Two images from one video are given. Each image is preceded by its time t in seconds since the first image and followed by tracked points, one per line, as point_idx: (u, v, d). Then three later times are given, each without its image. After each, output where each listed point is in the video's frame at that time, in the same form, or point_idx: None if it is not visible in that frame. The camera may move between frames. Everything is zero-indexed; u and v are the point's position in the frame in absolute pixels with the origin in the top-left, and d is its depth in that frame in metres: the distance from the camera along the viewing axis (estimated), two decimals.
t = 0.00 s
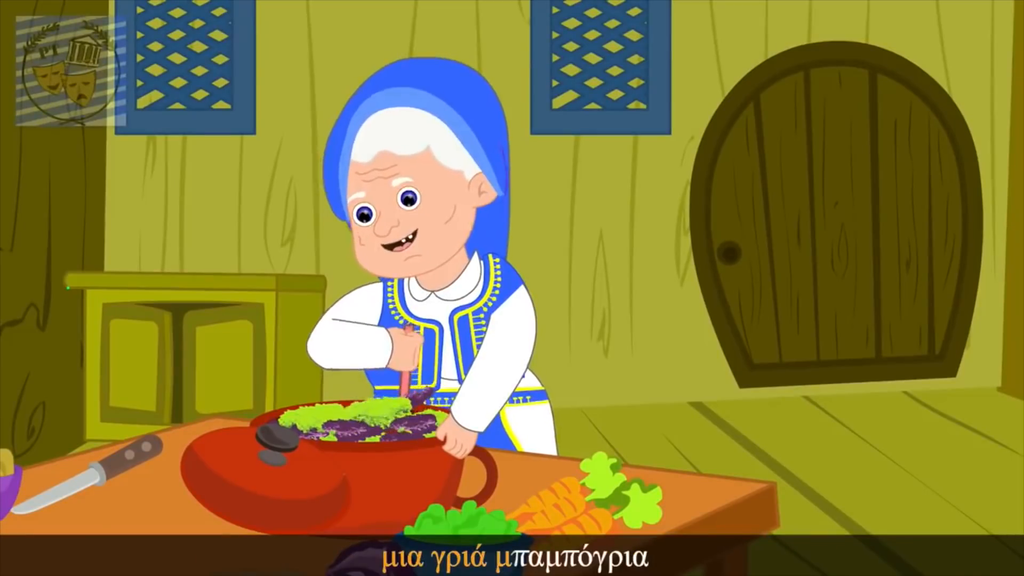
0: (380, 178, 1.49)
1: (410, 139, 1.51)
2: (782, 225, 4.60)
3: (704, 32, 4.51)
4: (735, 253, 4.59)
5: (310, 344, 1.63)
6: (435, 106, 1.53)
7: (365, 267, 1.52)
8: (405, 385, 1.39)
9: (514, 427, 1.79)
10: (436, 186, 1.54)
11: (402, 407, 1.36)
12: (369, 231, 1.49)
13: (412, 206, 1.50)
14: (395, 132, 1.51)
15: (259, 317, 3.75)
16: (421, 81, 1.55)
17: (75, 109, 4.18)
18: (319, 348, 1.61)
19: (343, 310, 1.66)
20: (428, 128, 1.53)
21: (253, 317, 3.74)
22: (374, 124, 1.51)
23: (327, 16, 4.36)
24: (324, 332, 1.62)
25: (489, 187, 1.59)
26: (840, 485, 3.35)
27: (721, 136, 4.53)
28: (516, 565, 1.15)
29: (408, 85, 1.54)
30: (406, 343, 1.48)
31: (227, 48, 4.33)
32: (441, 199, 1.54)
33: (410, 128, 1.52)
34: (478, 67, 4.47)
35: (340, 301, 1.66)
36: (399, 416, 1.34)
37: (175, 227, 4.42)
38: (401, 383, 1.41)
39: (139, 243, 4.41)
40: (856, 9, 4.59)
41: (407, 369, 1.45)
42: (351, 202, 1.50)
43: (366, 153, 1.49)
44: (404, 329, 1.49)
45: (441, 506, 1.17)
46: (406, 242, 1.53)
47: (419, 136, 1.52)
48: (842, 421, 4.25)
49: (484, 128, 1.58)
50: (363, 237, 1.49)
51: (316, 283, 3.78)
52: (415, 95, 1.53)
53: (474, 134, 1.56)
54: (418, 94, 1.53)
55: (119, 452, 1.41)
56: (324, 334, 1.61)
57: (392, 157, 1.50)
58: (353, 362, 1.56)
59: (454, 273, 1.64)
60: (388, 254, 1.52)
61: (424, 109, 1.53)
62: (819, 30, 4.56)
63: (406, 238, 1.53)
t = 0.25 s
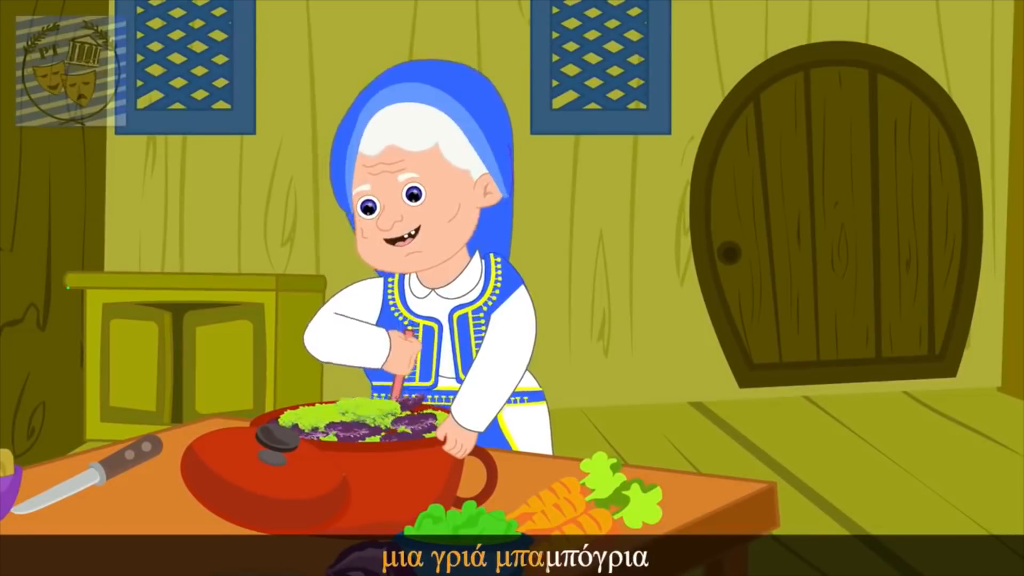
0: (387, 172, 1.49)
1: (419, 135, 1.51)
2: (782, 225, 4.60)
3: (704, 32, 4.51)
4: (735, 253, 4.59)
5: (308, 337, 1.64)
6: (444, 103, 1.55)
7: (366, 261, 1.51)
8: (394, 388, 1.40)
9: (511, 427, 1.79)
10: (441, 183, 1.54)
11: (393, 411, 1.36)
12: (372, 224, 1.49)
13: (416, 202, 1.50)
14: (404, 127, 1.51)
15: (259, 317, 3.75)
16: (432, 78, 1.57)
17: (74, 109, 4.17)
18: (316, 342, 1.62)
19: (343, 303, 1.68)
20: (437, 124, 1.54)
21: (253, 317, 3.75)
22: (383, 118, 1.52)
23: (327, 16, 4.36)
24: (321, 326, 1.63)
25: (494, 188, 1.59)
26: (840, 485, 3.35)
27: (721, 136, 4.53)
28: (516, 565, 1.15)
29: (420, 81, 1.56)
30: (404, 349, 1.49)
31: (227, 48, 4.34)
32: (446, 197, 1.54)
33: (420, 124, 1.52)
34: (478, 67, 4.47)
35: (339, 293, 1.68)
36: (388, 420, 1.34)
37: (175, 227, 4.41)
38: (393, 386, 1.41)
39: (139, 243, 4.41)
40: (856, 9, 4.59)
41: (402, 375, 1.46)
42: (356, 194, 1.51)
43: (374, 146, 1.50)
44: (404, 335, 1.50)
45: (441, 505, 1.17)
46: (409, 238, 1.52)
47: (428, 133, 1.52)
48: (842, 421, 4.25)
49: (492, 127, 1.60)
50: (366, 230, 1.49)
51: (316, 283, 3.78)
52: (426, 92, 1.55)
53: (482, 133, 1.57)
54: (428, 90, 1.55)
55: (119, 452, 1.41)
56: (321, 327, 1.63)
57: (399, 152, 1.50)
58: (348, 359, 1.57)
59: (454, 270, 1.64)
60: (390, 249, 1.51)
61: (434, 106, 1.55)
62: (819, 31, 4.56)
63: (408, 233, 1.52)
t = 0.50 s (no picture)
0: (377, 181, 1.50)
1: (405, 142, 1.51)
2: (782, 224, 4.60)
3: (704, 32, 4.51)
4: (735, 253, 4.59)
5: (313, 347, 1.62)
6: (430, 107, 1.52)
7: (364, 270, 1.52)
8: (403, 396, 1.37)
9: (515, 427, 1.79)
10: (432, 187, 1.54)
11: (401, 419, 1.34)
12: (367, 235, 1.49)
13: (410, 209, 1.50)
14: (390, 134, 1.50)
15: (259, 317, 3.74)
16: (416, 82, 1.53)
17: (74, 109, 4.17)
18: (322, 352, 1.60)
19: (347, 313, 1.66)
20: (423, 129, 1.52)
21: (253, 317, 3.75)
22: (371, 127, 1.50)
23: (327, 16, 4.36)
24: (327, 336, 1.61)
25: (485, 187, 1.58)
26: (840, 485, 3.35)
27: (721, 136, 4.53)
28: (517, 565, 1.15)
29: (404, 87, 1.52)
30: (410, 356, 1.47)
31: (227, 48, 4.34)
32: (438, 200, 1.54)
33: (406, 130, 1.51)
34: (478, 67, 4.47)
35: (343, 301, 1.66)
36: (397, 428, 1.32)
37: (175, 227, 4.41)
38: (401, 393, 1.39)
39: (139, 243, 4.41)
40: (856, 9, 4.59)
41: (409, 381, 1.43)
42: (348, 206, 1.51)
43: (362, 156, 1.49)
44: (411, 342, 1.48)
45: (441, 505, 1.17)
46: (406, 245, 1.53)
47: (414, 138, 1.51)
48: (842, 421, 4.25)
49: (480, 127, 1.57)
50: (362, 240, 1.49)
51: (316, 282, 3.78)
52: (411, 98, 1.51)
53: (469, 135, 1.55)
54: (413, 95, 1.52)
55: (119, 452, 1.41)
56: (327, 338, 1.61)
57: (388, 160, 1.50)
58: (354, 369, 1.56)
59: (454, 274, 1.64)
60: (387, 257, 1.52)
61: (420, 112, 1.52)
62: (819, 31, 4.56)
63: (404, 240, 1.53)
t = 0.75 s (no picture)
0: (375, 183, 1.49)
1: (403, 143, 1.50)
2: (781, 224, 4.60)
3: (704, 32, 4.52)
4: (736, 253, 4.60)
5: (314, 349, 1.62)
6: (427, 107, 1.51)
7: (364, 271, 1.53)
8: (405, 396, 1.37)
9: (516, 427, 1.79)
10: (431, 188, 1.54)
11: (401, 420, 1.34)
12: (366, 236, 1.49)
13: (409, 210, 1.50)
14: (388, 136, 1.50)
15: (259, 317, 3.74)
16: (413, 82, 1.52)
17: (74, 109, 4.16)
18: (322, 354, 1.60)
19: (347, 315, 1.65)
20: (420, 130, 1.52)
21: (253, 317, 3.75)
22: (369, 128, 1.50)
23: (326, 16, 4.36)
24: (327, 338, 1.61)
25: (485, 186, 1.58)
26: (840, 485, 3.35)
27: (721, 136, 4.53)
28: (517, 565, 1.15)
29: (402, 87, 1.52)
30: (411, 357, 1.47)
31: (227, 48, 4.34)
32: (437, 201, 1.54)
33: (404, 131, 1.51)
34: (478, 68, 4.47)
35: (343, 303, 1.66)
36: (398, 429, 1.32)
37: (175, 227, 4.41)
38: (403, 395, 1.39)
39: (139, 243, 4.41)
40: (856, 9, 4.59)
41: (410, 382, 1.43)
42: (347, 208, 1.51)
43: (360, 158, 1.49)
44: (412, 342, 1.48)
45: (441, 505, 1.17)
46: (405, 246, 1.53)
47: (412, 139, 1.51)
48: (842, 421, 4.26)
49: (478, 126, 1.56)
50: (361, 242, 1.50)
51: (316, 282, 3.78)
52: (409, 98, 1.51)
53: (467, 135, 1.54)
54: (411, 96, 1.51)
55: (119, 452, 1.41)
56: (327, 341, 1.61)
57: (386, 161, 1.50)
58: (355, 371, 1.56)
59: (453, 274, 1.64)
60: (387, 258, 1.52)
61: (417, 113, 1.51)
62: (819, 31, 4.56)
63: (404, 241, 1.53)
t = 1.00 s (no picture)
0: (380, 179, 1.49)
1: (410, 140, 1.51)
2: (781, 224, 4.60)
3: (704, 32, 4.52)
4: (736, 253, 4.60)
5: (321, 352, 1.62)
6: (434, 106, 1.53)
7: (365, 268, 1.52)
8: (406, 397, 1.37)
9: (516, 426, 1.79)
10: (435, 186, 1.54)
11: (404, 427, 1.32)
12: (369, 233, 1.49)
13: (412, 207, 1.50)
14: (395, 133, 1.51)
15: (259, 317, 3.74)
16: (420, 82, 1.55)
17: (74, 109, 4.16)
18: (331, 358, 1.60)
19: (353, 317, 1.65)
20: (427, 128, 1.53)
21: (253, 317, 3.75)
22: (374, 126, 1.51)
23: (327, 16, 4.36)
24: (336, 341, 1.61)
25: (488, 187, 1.59)
26: (840, 485, 3.35)
27: (721, 135, 4.53)
28: (517, 565, 1.15)
29: (409, 86, 1.54)
30: (418, 366, 1.44)
31: (227, 48, 4.33)
32: (441, 200, 1.54)
33: (410, 129, 1.52)
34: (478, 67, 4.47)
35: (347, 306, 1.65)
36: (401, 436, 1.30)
37: (175, 227, 4.42)
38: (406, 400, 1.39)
39: (139, 243, 4.41)
40: (856, 9, 4.59)
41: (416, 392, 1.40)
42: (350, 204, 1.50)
43: (365, 155, 1.49)
44: (419, 351, 1.45)
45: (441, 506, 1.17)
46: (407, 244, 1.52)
47: (418, 137, 1.52)
48: (842, 421, 4.26)
49: (483, 127, 1.58)
50: (364, 238, 1.49)
51: (316, 282, 3.78)
52: (416, 97, 1.53)
53: (474, 135, 1.56)
54: (418, 95, 1.53)
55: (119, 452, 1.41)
56: (336, 345, 1.61)
57: (390, 158, 1.50)
58: (363, 375, 1.56)
59: (454, 273, 1.64)
60: (389, 255, 1.52)
61: (422, 110, 1.53)
62: (819, 31, 4.56)
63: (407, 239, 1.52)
